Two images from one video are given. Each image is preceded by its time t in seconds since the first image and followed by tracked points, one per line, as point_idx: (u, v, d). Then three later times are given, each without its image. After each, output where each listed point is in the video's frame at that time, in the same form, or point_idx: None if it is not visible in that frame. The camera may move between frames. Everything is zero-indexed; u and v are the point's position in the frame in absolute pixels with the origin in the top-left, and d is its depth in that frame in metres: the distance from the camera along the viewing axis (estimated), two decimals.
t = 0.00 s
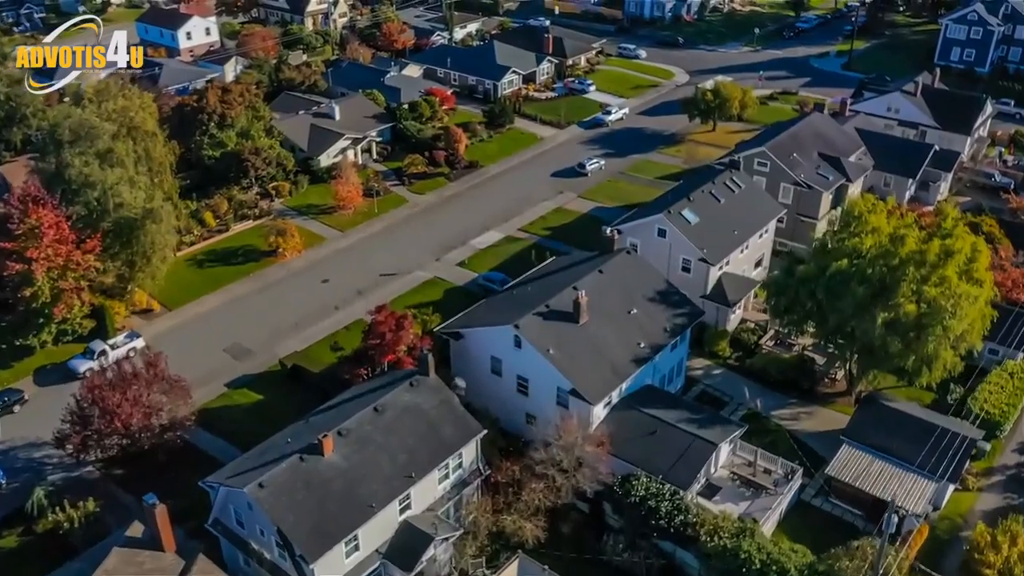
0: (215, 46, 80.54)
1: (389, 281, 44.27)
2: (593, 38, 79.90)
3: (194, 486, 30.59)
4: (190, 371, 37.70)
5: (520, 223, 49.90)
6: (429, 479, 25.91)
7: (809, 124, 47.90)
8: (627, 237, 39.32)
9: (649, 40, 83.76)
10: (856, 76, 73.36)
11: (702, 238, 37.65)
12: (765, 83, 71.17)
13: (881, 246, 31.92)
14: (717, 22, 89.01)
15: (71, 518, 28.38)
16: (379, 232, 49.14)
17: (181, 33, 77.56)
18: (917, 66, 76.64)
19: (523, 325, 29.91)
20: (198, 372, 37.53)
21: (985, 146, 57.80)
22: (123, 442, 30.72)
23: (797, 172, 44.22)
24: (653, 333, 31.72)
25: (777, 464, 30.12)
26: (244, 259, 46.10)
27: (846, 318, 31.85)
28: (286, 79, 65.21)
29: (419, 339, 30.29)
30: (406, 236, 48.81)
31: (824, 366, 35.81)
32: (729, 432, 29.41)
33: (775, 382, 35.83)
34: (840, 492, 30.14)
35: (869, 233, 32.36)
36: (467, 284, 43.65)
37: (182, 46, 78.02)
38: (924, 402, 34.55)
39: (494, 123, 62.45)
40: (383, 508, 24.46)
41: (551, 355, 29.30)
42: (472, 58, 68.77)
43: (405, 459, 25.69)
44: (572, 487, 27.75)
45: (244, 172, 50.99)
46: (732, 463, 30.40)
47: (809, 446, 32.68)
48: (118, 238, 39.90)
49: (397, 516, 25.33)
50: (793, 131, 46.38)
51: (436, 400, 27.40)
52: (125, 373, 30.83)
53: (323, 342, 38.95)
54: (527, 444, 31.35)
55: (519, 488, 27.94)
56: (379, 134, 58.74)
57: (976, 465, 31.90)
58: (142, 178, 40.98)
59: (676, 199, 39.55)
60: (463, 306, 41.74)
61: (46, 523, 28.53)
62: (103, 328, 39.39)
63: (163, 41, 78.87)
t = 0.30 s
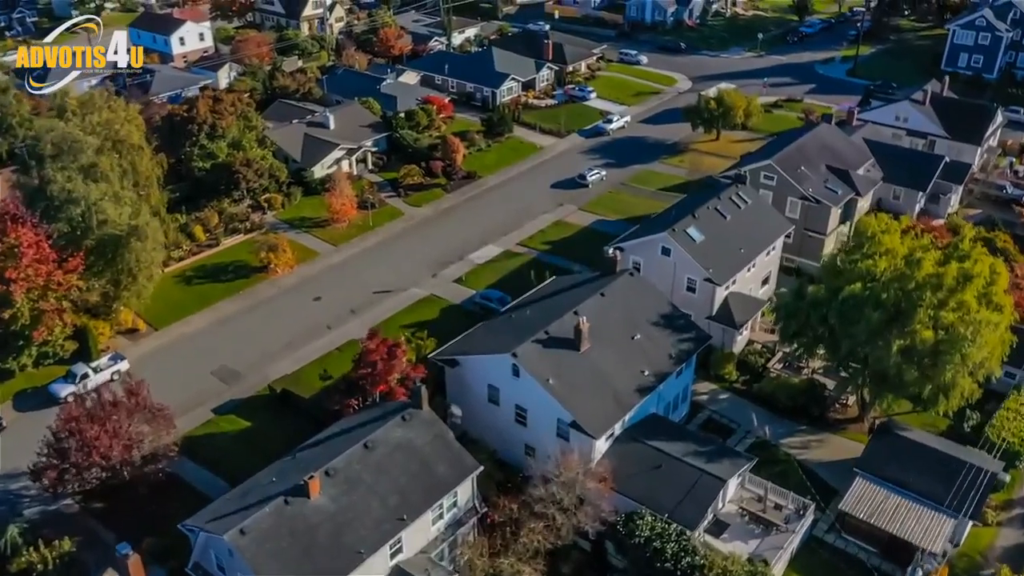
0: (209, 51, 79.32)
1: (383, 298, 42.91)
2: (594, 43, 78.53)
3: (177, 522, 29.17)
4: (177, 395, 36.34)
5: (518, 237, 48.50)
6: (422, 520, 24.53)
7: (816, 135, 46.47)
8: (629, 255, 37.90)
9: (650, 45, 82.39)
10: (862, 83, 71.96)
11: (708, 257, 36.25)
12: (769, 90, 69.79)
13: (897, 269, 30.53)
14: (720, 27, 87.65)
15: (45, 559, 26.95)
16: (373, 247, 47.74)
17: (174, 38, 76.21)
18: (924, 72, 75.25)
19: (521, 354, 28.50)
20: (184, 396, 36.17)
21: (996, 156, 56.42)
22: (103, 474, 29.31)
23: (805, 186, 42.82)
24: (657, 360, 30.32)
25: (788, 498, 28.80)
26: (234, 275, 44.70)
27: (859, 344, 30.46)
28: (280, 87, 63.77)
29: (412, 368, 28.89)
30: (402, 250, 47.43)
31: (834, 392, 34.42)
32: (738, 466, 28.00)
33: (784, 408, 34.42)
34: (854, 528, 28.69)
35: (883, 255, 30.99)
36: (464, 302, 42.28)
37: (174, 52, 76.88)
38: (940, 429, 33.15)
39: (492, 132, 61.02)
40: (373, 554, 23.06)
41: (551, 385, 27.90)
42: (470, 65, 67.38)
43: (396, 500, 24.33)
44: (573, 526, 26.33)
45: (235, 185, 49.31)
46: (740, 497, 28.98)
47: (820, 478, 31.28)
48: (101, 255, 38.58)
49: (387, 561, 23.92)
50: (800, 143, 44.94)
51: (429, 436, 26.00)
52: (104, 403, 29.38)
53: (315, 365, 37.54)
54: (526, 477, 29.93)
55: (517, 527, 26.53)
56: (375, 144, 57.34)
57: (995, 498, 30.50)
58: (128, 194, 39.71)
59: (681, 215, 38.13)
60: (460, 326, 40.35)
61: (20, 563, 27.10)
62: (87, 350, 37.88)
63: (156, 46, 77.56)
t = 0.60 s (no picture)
0: (203, 57, 77.98)
1: (377, 316, 41.55)
2: (594, 49, 77.16)
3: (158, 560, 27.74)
4: (162, 420, 34.97)
5: (517, 251, 47.10)
6: (414, 565, 23.16)
7: (825, 147, 45.05)
8: (632, 274, 36.52)
9: (651, 50, 81.03)
10: (867, 90, 70.57)
11: (714, 277, 34.86)
12: (774, 97, 68.41)
13: (912, 293, 29.24)
14: (722, 31, 86.27)
15: None
16: (368, 262, 46.33)
17: (167, 44, 75.00)
18: (930, 78, 73.86)
19: (520, 384, 27.14)
20: (169, 423, 34.79)
21: (1007, 166, 55.03)
22: (81, 509, 27.89)
23: (814, 200, 41.43)
24: (662, 389, 28.95)
25: (799, 535, 27.42)
26: (224, 292, 43.28)
27: (873, 372, 29.14)
28: (274, 95, 62.34)
29: (405, 400, 27.52)
30: (397, 265, 46.03)
31: (846, 418, 33.03)
32: (747, 502, 26.50)
33: (794, 436, 33.02)
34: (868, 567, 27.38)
35: (898, 279, 29.73)
36: (461, 321, 40.91)
37: (168, 58, 75.51)
38: (957, 460, 31.80)
39: (490, 141, 59.61)
40: None
41: (550, 418, 26.55)
42: (468, 72, 66.02)
43: (387, 543, 22.96)
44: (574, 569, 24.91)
45: (226, 197, 47.85)
46: (750, 534, 27.58)
47: (832, 511, 29.89)
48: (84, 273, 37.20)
49: None
50: (807, 155, 43.56)
51: (422, 474, 24.62)
52: (84, 436, 28.15)
53: (306, 389, 36.20)
54: (524, 512, 28.51)
55: (515, 569, 25.15)
56: (370, 154, 55.97)
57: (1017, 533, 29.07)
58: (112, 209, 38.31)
59: (685, 233, 36.76)
60: (456, 347, 38.98)
61: None
62: (67, 373, 36.42)
63: (149, 52, 76.46)
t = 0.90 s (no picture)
0: (196, 62, 76.67)
1: (371, 335, 40.18)
2: (595, 54, 75.82)
3: None
4: (146, 447, 33.63)
5: (515, 266, 45.72)
6: None
7: (833, 159, 43.71)
8: (635, 293, 35.18)
9: (653, 55, 79.73)
10: (873, 96, 69.19)
11: (720, 298, 33.51)
12: (778, 104, 67.10)
13: (929, 319, 27.96)
14: (725, 35, 84.91)
15: None
16: (363, 277, 44.97)
17: (160, 49, 73.67)
18: (937, 84, 72.52)
19: (518, 416, 25.81)
20: (153, 450, 33.39)
21: (1018, 176, 53.70)
22: (56, 548, 26.29)
23: (822, 215, 40.08)
24: (667, 420, 27.60)
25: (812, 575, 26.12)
26: (213, 309, 41.93)
27: (889, 402, 27.78)
28: (268, 103, 61.01)
29: (397, 433, 26.20)
30: (392, 280, 44.63)
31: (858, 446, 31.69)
32: (759, 540, 24.85)
33: (804, 465, 31.69)
34: None
35: (914, 304, 28.47)
36: (458, 340, 39.52)
37: (160, 64, 74.28)
38: (975, 490, 30.45)
39: (488, 150, 58.20)
40: None
41: (549, 453, 25.21)
42: (466, 78, 64.69)
43: None
44: None
45: (216, 211, 46.74)
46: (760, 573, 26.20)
47: (846, 546, 28.55)
48: (67, 293, 35.91)
49: None
50: (815, 167, 42.20)
51: (414, 515, 23.28)
52: (60, 469, 26.84)
53: (296, 413, 34.89)
54: (523, 549, 27.14)
55: None
56: (366, 163, 54.64)
57: None
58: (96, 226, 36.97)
59: (691, 250, 35.39)
60: (452, 368, 37.64)
61: None
62: (49, 398, 35.29)
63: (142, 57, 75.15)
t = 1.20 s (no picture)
0: (190, 68, 75.34)
1: (365, 354, 38.83)
2: (595, 59, 74.50)
3: None
4: (129, 475, 32.29)
5: (514, 280, 44.38)
6: None
7: (842, 171, 42.36)
8: (638, 314, 33.85)
9: (654, 60, 78.43)
10: (879, 103, 67.88)
11: (727, 320, 32.18)
12: (783, 111, 65.79)
13: (949, 346, 26.63)
14: (728, 40, 83.57)
15: None
16: (357, 293, 43.64)
17: (153, 55, 72.26)
18: (944, 90, 71.21)
19: (516, 451, 24.49)
20: (136, 479, 32.05)
21: None
22: None
23: (832, 231, 38.75)
24: (672, 453, 26.25)
25: None
26: (202, 328, 40.61)
27: (906, 433, 26.43)
28: (262, 111, 59.68)
29: (388, 470, 24.90)
30: (387, 296, 43.30)
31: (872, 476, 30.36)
32: None
33: (815, 495, 30.35)
34: None
35: (933, 330, 27.14)
36: (454, 361, 38.16)
37: (153, 70, 72.89)
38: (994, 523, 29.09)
39: (487, 159, 56.91)
40: None
41: (549, 491, 23.88)
42: (465, 85, 63.38)
43: None
44: None
45: (206, 224, 45.48)
46: None
47: None
48: (49, 313, 34.57)
49: None
50: (824, 180, 40.86)
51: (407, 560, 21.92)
52: (33, 505, 25.39)
53: (286, 440, 33.57)
54: None
55: None
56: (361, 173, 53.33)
57: None
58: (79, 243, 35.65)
59: (696, 269, 34.07)
60: (449, 390, 36.32)
61: None
62: (30, 422, 33.88)
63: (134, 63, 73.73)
